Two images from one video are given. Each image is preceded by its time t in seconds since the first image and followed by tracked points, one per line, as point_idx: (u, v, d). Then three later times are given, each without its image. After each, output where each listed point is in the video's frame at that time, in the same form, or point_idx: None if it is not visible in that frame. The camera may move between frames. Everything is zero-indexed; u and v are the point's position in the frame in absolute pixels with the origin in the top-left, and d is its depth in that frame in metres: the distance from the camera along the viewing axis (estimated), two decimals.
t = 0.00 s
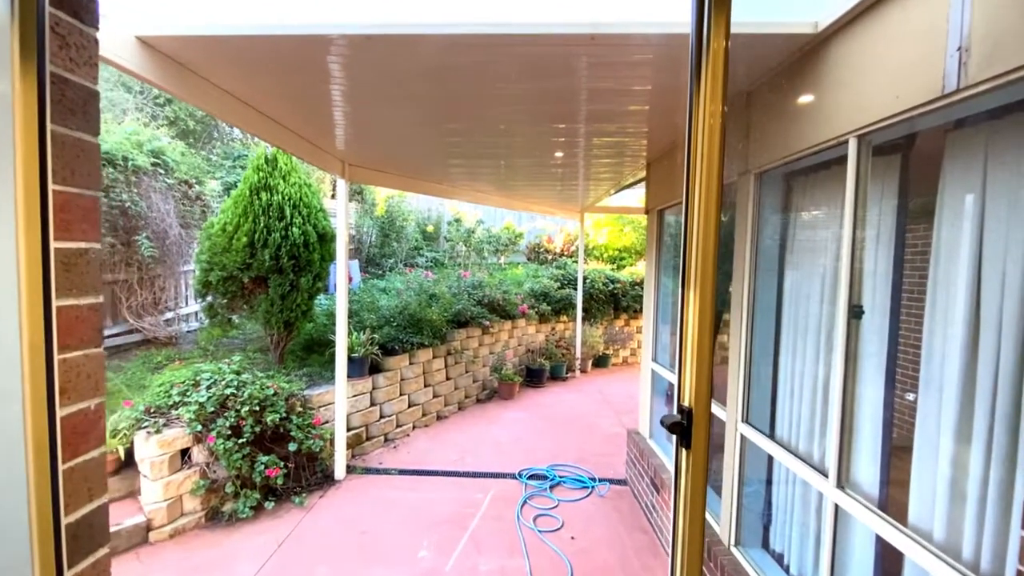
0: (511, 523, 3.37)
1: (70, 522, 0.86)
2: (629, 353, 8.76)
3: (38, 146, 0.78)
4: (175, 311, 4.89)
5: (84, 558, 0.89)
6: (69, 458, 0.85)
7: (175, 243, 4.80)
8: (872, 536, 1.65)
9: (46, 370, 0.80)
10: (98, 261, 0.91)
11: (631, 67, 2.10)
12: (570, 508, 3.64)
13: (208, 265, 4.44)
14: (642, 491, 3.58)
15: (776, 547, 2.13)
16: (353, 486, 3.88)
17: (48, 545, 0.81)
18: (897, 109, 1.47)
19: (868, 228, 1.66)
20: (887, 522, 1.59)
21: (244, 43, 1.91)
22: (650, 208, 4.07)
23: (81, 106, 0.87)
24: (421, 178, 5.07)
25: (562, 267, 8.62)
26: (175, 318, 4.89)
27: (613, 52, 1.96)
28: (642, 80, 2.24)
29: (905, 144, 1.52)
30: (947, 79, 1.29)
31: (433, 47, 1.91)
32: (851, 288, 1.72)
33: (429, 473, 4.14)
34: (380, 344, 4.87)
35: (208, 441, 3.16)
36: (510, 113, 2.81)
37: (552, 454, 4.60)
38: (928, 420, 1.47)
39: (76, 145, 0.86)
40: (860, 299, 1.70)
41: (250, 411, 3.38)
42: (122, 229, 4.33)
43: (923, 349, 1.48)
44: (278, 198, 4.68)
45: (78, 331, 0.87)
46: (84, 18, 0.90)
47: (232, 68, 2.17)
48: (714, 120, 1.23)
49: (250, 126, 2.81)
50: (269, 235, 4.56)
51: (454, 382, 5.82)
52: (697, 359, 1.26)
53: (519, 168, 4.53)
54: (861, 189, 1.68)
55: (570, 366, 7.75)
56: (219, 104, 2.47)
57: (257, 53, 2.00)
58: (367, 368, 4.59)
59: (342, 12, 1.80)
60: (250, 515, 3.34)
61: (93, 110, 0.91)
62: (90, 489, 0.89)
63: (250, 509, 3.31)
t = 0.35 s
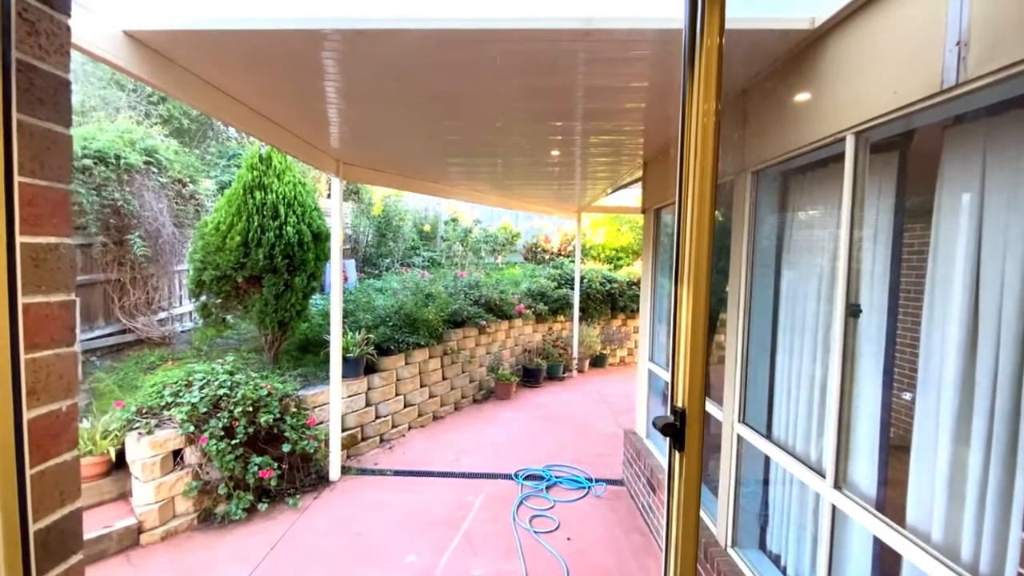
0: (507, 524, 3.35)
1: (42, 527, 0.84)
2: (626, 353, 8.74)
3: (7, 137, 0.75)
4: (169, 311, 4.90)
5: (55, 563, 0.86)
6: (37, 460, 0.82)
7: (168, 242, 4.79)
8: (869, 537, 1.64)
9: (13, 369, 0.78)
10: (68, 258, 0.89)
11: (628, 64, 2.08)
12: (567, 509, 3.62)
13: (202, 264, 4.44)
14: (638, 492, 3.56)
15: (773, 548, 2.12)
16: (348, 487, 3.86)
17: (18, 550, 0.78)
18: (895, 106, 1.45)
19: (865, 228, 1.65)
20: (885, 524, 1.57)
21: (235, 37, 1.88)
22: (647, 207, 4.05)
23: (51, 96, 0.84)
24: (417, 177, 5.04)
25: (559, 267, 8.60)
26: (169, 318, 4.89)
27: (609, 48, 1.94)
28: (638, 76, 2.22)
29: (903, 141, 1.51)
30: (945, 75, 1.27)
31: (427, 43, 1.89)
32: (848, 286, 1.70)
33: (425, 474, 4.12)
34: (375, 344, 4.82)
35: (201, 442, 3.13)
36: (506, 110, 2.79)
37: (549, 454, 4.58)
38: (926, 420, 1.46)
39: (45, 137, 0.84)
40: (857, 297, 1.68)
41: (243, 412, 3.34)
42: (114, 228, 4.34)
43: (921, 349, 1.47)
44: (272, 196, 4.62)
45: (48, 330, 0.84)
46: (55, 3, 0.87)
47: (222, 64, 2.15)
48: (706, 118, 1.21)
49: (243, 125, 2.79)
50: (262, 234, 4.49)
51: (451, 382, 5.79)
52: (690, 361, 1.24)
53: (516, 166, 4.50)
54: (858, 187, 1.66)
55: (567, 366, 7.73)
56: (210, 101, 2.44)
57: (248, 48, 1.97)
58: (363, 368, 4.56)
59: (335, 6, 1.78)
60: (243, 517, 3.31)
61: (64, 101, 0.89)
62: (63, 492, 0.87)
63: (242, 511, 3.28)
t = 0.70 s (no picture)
0: (502, 525, 3.33)
1: (12, 534, 0.81)
2: (621, 352, 8.73)
3: None
4: (159, 311, 4.86)
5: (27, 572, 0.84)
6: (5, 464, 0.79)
7: (158, 240, 4.73)
8: (865, 537, 1.63)
9: None
10: (39, 254, 0.85)
11: (623, 60, 2.06)
12: (561, 509, 3.60)
13: (193, 263, 4.41)
14: (633, 492, 3.55)
15: (768, 548, 2.11)
16: (340, 488, 3.82)
17: None
18: (892, 103, 1.44)
19: (861, 228, 1.64)
20: (881, 524, 1.56)
21: (226, 31, 1.85)
22: (642, 206, 4.03)
23: (21, 84, 0.81)
24: (410, 176, 5.00)
25: (554, 267, 8.58)
26: (159, 317, 4.84)
27: (604, 45, 1.92)
28: (634, 73, 2.20)
29: (899, 139, 1.50)
30: (944, 70, 1.26)
31: (421, 38, 1.87)
32: (843, 285, 1.69)
33: (419, 475, 4.09)
34: (369, 344, 4.80)
35: (191, 444, 3.08)
36: (501, 108, 2.76)
37: (543, 454, 4.56)
38: (922, 420, 1.45)
39: (14, 126, 0.80)
40: (853, 297, 1.67)
41: (234, 413, 3.30)
42: (103, 227, 4.30)
43: (917, 348, 1.46)
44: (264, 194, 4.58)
45: (17, 329, 0.81)
46: None
47: (212, 59, 2.12)
48: (706, 116, 1.20)
49: (234, 122, 2.76)
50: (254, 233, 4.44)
51: (445, 382, 5.76)
52: (688, 361, 1.23)
53: (511, 165, 4.47)
54: (854, 185, 1.65)
55: (562, 366, 7.71)
56: (200, 97, 2.41)
57: (239, 42, 1.94)
58: (356, 368, 4.53)
59: None
60: (234, 519, 3.27)
61: (35, 90, 0.86)
62: (35, 499, 0.84)
63: (233, 513, 3.23)
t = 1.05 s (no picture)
0: (497, 526, 3.31)
1: None
2: (615, 352, 8.73)
3: None
4: (148, 311, 4.78)
5: None
6: None
7: (146, 240, 4.65)
8: (863, 537, 1.62)
9: None
10: (14, 248, 0.82)
11: (619, 56, 2.05)
12: (556, 509, 3.58)
13: (182, 263, 4.34)
14: (628, 492, 3.53)
15: (765, 548, 2.09)
16: (333, 490, 3.78)
17: None
18: (892, 100, 1.43)
19: (859, 227, 1.63)
20: (880, 524, 1.55)
21: (215, 23, 1.80)
22: (636, 206, 4.02)
23: None
24: (403, 174, 4.96)
25: (548, 266, 8.56)
26: (148, 317, 4.77)
27: (600, 41, 1.90)
28: (629, 70, 2.19)
29: (897, 137, 1.49)
30: (944, 66, 1.25)
31: (415, 32, 1.84)
32: (841, 284, 1.68)
33: (412, 476, 4.05)
34: (362, 344, 4.76)
35: (180, 446, 3.04)
36: (496, 104, 2.73)
37: (538, 454, 4.54)
38: (920, 420, 1.44)
39: None
40: (851, 295, 1.66)
41: (225, 414, 3.25)
42: (90, 225, 4.23)
43: (915, 347, 1.45)
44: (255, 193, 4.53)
45: None
46: None
47: (202, 52, 2.08)
48: (718, 113, 1.18)
49: (224, 118, 2.72)
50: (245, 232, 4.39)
51: (439, 383, 5.73)
52: (698, 361, 1.21)
53: (506, 163, 4.44)
54: (852, 184, 1.64)
55: (556, 366, 7.70)
56: (190, 93, 2.38)
57: (230, 35, 1.90)
58: (349, 369, 4.49)
59: None
60: (224, 523, 3.22)
61: (8, 74, 0.82)
62: (7, 506, 0.81)
63: (224, 517, 3.18)
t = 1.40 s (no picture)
0: (490, 527, 3.30)
1: None
2: (607, 351, 8.74)
3: None
4: (135, 312, 4.70)
5: None
6: None
7: (133, 239, 4.57)
8: (856, 536, 1.62)
9: None
10: None
11: (612, 56, 2.04)
12: (549, 510, 3.58)
13: (170, 263, 4.28)
14: (621, 491, 3.53)
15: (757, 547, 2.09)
16: (324, 492, 3.74)
17: None
18: (886, 100, 1.44)
19: (851, 227, 1.64)
20: (872, 522, 1.56)
21: (203, 18, 1.77)
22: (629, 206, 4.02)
23: None
24: (395, 174, 4.93)
25: (540, 266, 8.55)
26: (134, 319, 4.69)
27: (593, 40, 1.90)
28: (622, 70, 2.18)
29: (888, 137, 1.50)
30: (937, 67, 1.26)
31: (407, 29, 1.82)
32: (834, 284, 1.69)
33: (404, 477, 4.02)
34: (353, 345, 4.72)
35: (167, 449, 2.99)
36: (488, 103, 2.72)
37: (531, 455, 4.53)
38: (912, 419, 1.44)
39: None
40: (844, 294, 1.67)
41: (213, 416, 3.21)
42: (75, 224, 4.15)
43: (906, 346, 1.46)
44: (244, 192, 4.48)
45: None
46: None
47: (190, 48, 2.04)
48: (718, 111, 1.17)
49: (213, 116, 2.69)
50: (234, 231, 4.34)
51: (431, 383, 5.70)
52: (697, 363, 1.20)
53: (498, 163, 4.42)
54: (845, 184, 1.65)
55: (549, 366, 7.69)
56: (178, 90, 2.35)
57: (220, 31, 1.87)
58: (340, 370, 4.46)
59: None
60: (213, 526, 3.18)
61: None
62: None
63: (212, 520, 3.14)
